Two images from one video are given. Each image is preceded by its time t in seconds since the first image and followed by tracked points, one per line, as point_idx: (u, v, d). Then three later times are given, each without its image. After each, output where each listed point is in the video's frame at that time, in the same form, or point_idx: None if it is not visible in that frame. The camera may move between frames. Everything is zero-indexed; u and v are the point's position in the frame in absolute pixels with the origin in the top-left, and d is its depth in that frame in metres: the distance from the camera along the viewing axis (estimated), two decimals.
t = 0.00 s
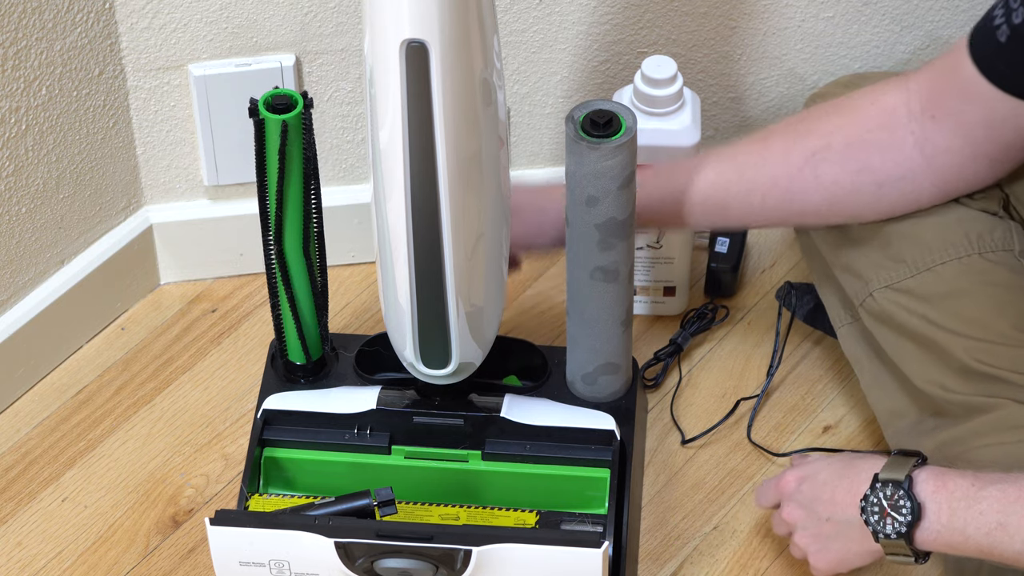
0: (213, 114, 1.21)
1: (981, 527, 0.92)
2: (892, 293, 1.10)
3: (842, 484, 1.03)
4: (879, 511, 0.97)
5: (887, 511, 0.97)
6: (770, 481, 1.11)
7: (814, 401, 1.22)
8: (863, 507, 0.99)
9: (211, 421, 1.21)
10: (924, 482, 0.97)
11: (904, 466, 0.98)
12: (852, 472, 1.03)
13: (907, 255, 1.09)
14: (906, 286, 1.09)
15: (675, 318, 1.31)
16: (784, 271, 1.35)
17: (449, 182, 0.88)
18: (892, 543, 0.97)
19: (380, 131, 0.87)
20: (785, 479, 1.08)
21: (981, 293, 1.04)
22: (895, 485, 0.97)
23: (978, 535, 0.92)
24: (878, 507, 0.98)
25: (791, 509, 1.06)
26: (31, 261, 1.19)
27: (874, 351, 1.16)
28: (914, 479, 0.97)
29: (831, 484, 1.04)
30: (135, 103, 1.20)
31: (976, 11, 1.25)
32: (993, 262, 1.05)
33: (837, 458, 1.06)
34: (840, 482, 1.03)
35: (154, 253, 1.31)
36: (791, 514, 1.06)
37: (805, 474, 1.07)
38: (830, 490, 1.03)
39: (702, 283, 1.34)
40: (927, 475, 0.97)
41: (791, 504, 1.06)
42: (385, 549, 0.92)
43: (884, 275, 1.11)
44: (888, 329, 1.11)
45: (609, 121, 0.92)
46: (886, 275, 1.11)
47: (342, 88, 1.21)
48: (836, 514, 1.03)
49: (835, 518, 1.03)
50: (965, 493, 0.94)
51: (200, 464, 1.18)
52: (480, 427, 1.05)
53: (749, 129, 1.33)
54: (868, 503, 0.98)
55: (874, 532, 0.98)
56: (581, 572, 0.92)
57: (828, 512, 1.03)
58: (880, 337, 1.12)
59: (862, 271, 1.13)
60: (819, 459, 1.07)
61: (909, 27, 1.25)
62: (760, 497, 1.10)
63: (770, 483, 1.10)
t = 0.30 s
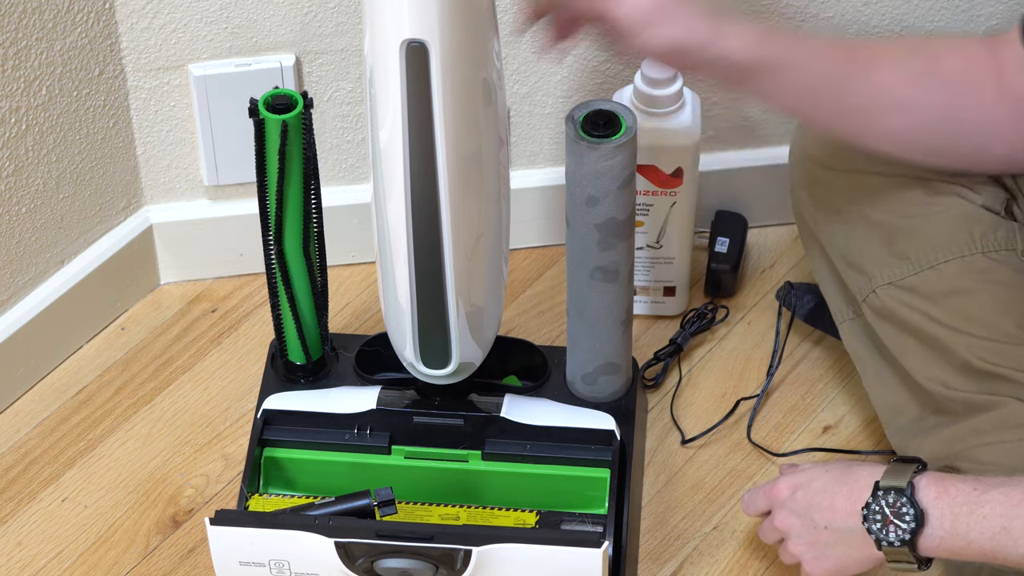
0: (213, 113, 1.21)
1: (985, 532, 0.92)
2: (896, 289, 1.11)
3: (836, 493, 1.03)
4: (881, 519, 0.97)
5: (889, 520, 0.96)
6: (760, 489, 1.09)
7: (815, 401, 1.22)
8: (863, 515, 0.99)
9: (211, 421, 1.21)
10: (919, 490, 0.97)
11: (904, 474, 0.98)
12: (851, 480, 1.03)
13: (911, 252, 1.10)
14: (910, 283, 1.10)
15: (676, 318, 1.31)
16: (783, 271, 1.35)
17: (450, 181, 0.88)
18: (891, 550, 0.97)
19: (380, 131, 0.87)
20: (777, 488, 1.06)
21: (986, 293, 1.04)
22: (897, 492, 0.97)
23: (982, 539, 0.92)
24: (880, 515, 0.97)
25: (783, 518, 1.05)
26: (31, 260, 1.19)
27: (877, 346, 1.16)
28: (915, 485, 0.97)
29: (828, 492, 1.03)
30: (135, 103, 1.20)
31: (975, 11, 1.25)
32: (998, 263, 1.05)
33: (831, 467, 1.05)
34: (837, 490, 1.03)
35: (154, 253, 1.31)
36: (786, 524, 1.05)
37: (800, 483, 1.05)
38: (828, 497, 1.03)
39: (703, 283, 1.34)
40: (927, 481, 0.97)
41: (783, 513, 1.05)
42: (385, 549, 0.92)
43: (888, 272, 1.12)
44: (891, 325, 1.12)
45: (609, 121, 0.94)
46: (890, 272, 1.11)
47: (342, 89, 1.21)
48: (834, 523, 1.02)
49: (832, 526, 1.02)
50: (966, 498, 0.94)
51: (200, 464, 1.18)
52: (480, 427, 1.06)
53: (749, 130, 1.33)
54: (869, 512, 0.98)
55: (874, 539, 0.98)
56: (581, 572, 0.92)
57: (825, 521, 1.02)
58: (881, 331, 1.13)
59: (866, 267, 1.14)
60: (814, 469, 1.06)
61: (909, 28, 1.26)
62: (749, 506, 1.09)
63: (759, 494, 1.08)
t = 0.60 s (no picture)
0: (213, 113, 1.21)
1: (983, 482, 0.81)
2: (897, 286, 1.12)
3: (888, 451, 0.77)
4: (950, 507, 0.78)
5: (958, 507, 0.78)
6: (777, 406, 0.79)
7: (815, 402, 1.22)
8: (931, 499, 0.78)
9: (211, 421, 1.21)
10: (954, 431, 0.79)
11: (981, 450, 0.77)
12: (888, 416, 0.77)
13: (911, 253, 1.12)
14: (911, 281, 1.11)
15: (675, 318, 1.31)
16: (784, 271, 1.35)
17: (449, 181, 0.88)
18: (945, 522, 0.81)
19: (380, 131, 0.87)
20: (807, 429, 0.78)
21: (990, 291, 1.06)
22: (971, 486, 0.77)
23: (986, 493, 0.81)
24: (948, 501, 0.78)
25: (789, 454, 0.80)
26: (31, 261, 1.19)
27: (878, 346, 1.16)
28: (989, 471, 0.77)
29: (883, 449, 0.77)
30: (135, 103, 1.20)
31: (975, 11, 1.25)
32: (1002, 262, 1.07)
33: (859, 403, 0.77)
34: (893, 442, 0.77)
35: (154, 253, 1.31)
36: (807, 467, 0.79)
37: (844, 437, 0.77)
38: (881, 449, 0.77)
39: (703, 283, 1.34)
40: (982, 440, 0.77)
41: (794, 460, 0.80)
42: (385, 549, 0.92)
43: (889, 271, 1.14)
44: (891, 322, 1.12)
45: (609, 121, 0.94)
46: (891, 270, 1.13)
47: (342, 88, 1.21)
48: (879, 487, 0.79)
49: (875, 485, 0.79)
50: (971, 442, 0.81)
51: (200, 464, 1.18)
52: (480, 427, 1.06)
53: (749, 130, 1.33)
54: (937, 497, 0.78)
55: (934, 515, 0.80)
56: (581, 572, 0.92)
57: (869, 481, 0.79)
58: (880, 326, 1.13)
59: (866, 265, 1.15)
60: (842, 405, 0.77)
61: (909, 28, 1.26)
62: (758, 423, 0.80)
63: (766, 407, 0.79)
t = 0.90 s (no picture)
0: (213, 113, 1.21)
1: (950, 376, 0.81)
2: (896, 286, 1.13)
3: (915, 348, 0.80)
4: (958, 409, 0.82)
5: (970, 410, 0.82)
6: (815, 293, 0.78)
7: (815, 401, 1.23)
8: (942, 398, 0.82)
9: (211, 421, 1.21)
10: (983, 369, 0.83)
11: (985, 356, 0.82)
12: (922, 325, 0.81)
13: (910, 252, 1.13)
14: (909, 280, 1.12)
15: (676, 318, 1.31)
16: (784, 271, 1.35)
17: (450, 181, 0.88)
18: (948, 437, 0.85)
19: (380, 131, 0.87)
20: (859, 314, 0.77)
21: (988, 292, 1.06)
22: (988, 386, 0.81)
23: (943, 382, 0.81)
24: (955, 406, 0.82)
25: (824, 346, 0.78)
26: (31, 261, 1.19)
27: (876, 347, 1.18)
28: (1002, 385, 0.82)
29: (913, 345, 0.80)
30: (135, 103, 1.20)
31: (975, 11, 1.25)
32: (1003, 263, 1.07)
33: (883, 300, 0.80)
34: (921, 342, 0.80)
35: (154, 253, 1.31)
36: (844, 358, 0.78)
37: (890, 324, 0.78)
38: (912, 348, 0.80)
39: (702, 283, 1.34)
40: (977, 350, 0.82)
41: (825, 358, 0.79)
42: (385, 549, 0.92)
43: (888, 271, 1.14)
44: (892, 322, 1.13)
45: (609, 121, 0.94)
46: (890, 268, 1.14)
47: (342, 88, 1.21)
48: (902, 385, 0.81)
49: (897, 384, 0.81)
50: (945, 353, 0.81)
51: (200, 464, 1.18)
52: (480, 428, 1.06)
53: (749, 130, 1.33)
54: (945, 401, 0.82)
55: (940, 425, 0.83)
56: (581, 572, 0.92)
57: (897, 375, 0.80)
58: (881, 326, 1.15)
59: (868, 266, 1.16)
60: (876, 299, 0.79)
61: (909, 28, 1.26)
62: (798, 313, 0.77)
63: (810, 289, 0.78)
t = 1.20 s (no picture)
0: (213, 113, 1.21)
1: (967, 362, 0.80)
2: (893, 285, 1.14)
3: (947, 336, 0.78)
4: (984, 398, 0.82)
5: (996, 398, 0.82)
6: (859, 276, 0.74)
7: (815, 401, 1.23)
8: (969, 386, 0.82)
9: (211, 421, 1.21)
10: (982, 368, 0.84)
11: (1011, 344, 0.81)
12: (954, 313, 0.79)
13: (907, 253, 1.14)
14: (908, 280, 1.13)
15: (676, 318, 1.31)
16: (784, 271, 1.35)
17: (450, 180, 0.88)
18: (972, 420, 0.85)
19: (380, 131, 0.87)
20: (896, 305, 0.74)
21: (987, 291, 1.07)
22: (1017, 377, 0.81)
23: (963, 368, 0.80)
24: (982, 394, 0.82)
25: (858, 333, 0.75)
26: (31, 261, 1.19)
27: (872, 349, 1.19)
28: None
29: (947, 333, 0.78)
30: (135, 103, 1.20)
31: (975, 12, 1.25)
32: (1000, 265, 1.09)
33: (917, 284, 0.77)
34: (954, 329, 0.78)
35: (154, 253, 1.31)
36: (878, 345, 0.76)
37: (926, 313, 0.76)
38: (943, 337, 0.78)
39: (702, 283, 1.34)
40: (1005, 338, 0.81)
41: (858, 343, 0.77)
42: (385, 549, 0.92)
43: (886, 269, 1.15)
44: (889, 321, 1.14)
45: (609, 121, 0.94)
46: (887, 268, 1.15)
47: (342, 88, 1.21)
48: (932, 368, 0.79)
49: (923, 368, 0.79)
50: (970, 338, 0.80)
51: (200, 464, 1.18)
52: (480, 428, 1.06)
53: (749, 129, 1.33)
54: (972, 388, 0.82)
55: (965, 410, 0.84)
56: (581, 572, 0.92)
57: (928, 362, 0.78)
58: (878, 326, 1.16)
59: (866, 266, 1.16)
60: (913, 284, 0.76)
61: (908, 28, 1.26)
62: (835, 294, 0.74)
63: (849, 273, 0.74)
